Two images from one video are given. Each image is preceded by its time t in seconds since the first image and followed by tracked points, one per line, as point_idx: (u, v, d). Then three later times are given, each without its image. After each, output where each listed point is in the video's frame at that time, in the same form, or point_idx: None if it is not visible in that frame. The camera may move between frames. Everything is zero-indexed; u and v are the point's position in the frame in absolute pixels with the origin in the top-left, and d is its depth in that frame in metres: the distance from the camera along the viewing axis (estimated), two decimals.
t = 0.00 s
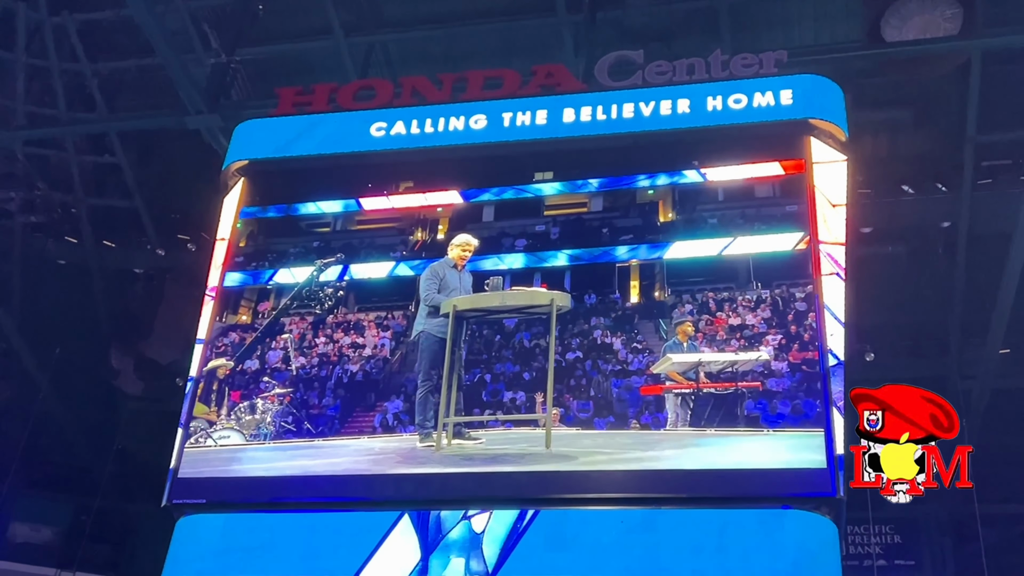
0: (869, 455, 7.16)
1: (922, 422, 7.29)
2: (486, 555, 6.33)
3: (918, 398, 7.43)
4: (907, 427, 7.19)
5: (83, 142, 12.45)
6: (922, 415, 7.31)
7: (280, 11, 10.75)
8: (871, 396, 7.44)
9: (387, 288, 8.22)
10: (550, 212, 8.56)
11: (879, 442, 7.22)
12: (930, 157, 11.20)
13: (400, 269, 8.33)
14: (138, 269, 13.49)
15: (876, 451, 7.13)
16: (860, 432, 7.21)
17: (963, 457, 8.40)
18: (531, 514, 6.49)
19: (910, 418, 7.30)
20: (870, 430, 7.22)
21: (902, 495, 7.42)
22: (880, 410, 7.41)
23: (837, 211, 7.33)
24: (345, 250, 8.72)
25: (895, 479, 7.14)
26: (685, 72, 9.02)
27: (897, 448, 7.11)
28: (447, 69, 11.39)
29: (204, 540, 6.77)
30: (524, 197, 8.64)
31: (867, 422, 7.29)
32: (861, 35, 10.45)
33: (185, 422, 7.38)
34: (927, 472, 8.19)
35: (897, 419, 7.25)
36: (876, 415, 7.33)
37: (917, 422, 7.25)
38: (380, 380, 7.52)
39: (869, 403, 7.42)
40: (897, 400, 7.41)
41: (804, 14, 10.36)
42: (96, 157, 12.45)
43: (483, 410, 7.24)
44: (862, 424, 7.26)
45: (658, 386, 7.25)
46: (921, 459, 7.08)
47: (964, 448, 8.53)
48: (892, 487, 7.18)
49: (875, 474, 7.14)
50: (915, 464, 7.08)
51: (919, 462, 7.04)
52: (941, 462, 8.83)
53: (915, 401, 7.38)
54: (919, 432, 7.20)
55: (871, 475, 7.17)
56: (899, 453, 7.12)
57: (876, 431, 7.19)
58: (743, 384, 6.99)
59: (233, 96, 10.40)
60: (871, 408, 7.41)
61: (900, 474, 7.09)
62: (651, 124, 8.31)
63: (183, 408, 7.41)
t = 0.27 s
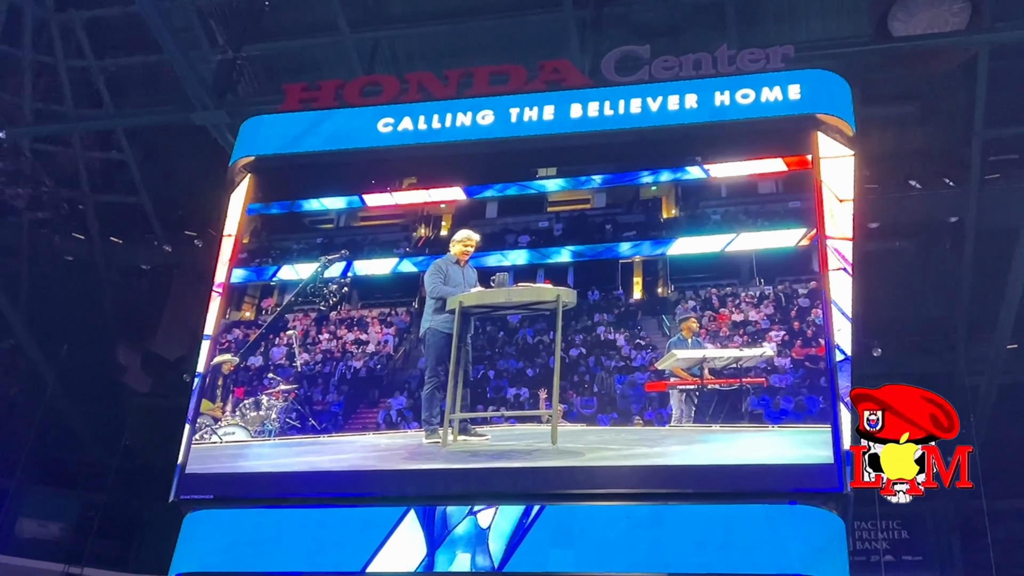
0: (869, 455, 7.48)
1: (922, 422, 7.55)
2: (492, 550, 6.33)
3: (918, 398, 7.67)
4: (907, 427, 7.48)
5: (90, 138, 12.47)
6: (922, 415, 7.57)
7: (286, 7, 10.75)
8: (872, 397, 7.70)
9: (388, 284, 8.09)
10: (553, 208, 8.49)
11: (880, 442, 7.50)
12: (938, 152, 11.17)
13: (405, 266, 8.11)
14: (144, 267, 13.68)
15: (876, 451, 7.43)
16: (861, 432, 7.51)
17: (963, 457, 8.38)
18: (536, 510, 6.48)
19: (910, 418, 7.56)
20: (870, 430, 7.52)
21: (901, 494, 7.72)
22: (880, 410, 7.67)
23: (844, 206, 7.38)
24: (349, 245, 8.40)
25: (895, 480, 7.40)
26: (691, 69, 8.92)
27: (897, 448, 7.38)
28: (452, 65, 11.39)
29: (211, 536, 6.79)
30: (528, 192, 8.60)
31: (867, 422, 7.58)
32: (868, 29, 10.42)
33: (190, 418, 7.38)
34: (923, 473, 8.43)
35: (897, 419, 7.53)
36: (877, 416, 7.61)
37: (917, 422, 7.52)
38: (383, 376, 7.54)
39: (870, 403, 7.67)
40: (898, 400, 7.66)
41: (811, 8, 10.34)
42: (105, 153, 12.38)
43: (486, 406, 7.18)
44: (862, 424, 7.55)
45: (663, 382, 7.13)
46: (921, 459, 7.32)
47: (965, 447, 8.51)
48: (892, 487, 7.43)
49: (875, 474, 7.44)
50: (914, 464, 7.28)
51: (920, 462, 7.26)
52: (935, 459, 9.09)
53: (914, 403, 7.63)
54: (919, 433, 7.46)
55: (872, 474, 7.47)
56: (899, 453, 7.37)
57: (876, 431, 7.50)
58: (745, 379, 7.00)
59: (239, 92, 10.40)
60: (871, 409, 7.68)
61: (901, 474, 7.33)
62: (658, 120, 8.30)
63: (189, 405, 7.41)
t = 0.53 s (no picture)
0: (869, 455, 6.94)
1: (922, 421, 7.09)
2: (497, 544, 6.36)
3: (917, 398, 7.18)
4: (907, 427, 7.03)
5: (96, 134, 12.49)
6: (922, 415, 7.11)
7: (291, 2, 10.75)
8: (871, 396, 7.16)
9: (392, 279, 8.19)
10: (555, 203, 8.50)
11: (879, 442, 7.04)
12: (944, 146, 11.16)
13: (407, 261, 8.22)
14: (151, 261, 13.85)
15: (876, 451, 6.95)
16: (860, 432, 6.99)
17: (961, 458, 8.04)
18: (542, 503, 6.51)
19: (909, 418, 7.08)
20: (870, 430, 7.01)
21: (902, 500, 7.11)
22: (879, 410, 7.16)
23: (850, 200, 7.34)
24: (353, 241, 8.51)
25: (895, 480, 6.90)
26: (697, 62, 9.00)
27: (897, 448, 6.94)
28: (457, 59, 11.39)
29: (218, 529, 6.82)
30: (530, 187, 8.56)
31: (866, 422, 7.06)
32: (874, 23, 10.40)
33: (196, 413, 7.41)
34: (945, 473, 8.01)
35: (897, 419, 7.07)
36: (877, 415, 7.11)
37: (917, 422, 7.06)
38: (385, 370, 7.48)
39: (869, 402, 7.12)
40: (897, 399, 7.18)
41: (817, 3, 10.32)
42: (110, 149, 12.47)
43: (489, 401, 7.14)
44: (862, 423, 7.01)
45: (665, 376, 7.14)
46: (922, 459, 6.88)
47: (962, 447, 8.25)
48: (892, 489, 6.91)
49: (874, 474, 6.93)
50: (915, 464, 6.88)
51: (920, 462, 6.84)
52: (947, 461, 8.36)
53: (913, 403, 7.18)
54: (919, 433, 7.02)
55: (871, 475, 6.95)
56: (899, 453, 6.93)
57: (876, 431, 7.00)
58: (753, 375, 7.00)
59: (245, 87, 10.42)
60: (871, 408, 7.14)
61: (900, 474, 6.89)
62: (665, 114, 8.29)
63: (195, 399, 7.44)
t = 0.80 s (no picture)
0: (869, 454, 6.78)
1: (921, 422, 7.01)
2: (500, 538, 6.35)
3: (916, 398, 7.10)
4: (907, 427, 6.91)
5: (99, 128, 12.51)
6: (921, 415, 7.02)
7: None
8: (872, 396, 6.97)
9: (391, 274, 8.53)
10: (556, 197, 8.66)
11: (879, 442, 6.87)
12: (949, 139, 11.12)
13: (407, 255, 8.58)
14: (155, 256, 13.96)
15: (877, 451, 6.80)
16: (861, 432, 6.81)
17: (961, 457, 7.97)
18: (545, 498, 6.50)
19: (909, 418, 6.98)
20: (870, 430, 6.84)
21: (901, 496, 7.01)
22: (879, 410, 6.98)
23: (854, 194, 7.38)
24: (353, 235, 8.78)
25: (894, 479, 6.83)
26: (701, 55, 8.93)
27: (897, 448, 6.83)
28: (461, 52, 11.38)
29: (222, 523, 6.84)
30: (531, 182, 8.72)
31: (867, 422, 6.87)
32: (879, 16, 10.37)
33: (199, 407, 7.35)
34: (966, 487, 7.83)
35: (897, 419, 6.94)
36: (876, 415, 6.93)
37: (916, 422, 6.97)
38: (385, 365, 7.55)
39: (870, 402, 6.92)
40: (897, 399, 7.04)
41: None
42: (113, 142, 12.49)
43: (489, 395, 7.19)
44: (864, 424, 6.83)
45: (666, 370, 7.20)
46: (921, 458, 6.82)
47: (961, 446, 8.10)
48: (891, 487, 6.83)
49: (875, 474, 6.77)
50: (915, 464, 6.82)
51: (920, 462, 6.80)
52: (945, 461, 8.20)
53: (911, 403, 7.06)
54: (919, 433, 6.93)
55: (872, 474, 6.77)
56: (899, 453, 6.83)
57: (877, 432, 6.85)
58: (753, 368, 7.06)
59: (249, 82, 10.47)
60: (870, 407, 6.95)
61: (900, 474, 6.82)
62: (672, 107, 8.16)
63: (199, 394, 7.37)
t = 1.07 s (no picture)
0: (869, 454, 6.51)
1: (920, 422, 6.87)
2: (502, 531, 6.37)
3: (915, 397, 6.92)
4: (906, 426, 6.74)
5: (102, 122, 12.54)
6: (921, 415, 6.88)
7: None
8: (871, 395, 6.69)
9: (391, 267, 8.19)
10: (554, 189, 8.39)
11: (879, 442, 6.63)
12: (952, 131, 11.11)
13: (406, 248, 8.21)
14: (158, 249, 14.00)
15: (877, 451, 6.54)
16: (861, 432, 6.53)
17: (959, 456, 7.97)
18: (546, 490, 6.52)
19: (908, 417, 6.80)
20: (870, 430, 6.56)
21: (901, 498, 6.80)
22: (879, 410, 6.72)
23: (857, 186, 7.37)
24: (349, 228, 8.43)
25: (894, 479, 6.61)
26: (704, 48, 8.95)
27: (897, 448, 6.65)
28: (463, 45, 11.38)
29: (226, 516, 6.87)
30: (530, 174, 8.55)
31: (867, 422, 6.58)
32: (882, 8, 10.35)
33: (202, 401, 7.40)
34: None
35: (896, 419, 6.72)
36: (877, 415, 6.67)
37: (916, 422, 6.82)
38: (385, 358, 7.56)
39: (870, 402, 6.60)
40: (896, 399, 6.80)
41: None
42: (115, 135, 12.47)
43: (488, 388, 7.16)
44: (864, 424, 6.54)
45: (666, 363, 7.13)
46: (921, 458, 6.68)
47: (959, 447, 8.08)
48: (891, 487, 6.58)
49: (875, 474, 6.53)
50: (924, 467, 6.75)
51: (919, 461, 6.65)
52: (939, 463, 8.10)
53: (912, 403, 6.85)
54: (918, 432, 6.78)
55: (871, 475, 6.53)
56: (899, 453, 6.65)
57: (876, 431, 6.60)
58: (751, 360, 7.01)
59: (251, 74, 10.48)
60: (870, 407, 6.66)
61: (900, 474, 6.65)
62: (674, 100, 8.25)
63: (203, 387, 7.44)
